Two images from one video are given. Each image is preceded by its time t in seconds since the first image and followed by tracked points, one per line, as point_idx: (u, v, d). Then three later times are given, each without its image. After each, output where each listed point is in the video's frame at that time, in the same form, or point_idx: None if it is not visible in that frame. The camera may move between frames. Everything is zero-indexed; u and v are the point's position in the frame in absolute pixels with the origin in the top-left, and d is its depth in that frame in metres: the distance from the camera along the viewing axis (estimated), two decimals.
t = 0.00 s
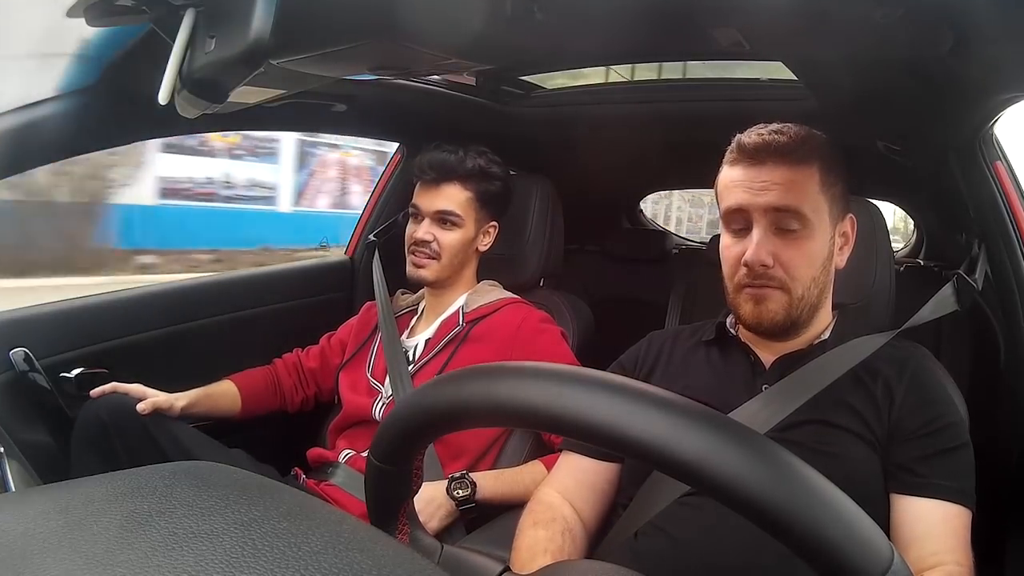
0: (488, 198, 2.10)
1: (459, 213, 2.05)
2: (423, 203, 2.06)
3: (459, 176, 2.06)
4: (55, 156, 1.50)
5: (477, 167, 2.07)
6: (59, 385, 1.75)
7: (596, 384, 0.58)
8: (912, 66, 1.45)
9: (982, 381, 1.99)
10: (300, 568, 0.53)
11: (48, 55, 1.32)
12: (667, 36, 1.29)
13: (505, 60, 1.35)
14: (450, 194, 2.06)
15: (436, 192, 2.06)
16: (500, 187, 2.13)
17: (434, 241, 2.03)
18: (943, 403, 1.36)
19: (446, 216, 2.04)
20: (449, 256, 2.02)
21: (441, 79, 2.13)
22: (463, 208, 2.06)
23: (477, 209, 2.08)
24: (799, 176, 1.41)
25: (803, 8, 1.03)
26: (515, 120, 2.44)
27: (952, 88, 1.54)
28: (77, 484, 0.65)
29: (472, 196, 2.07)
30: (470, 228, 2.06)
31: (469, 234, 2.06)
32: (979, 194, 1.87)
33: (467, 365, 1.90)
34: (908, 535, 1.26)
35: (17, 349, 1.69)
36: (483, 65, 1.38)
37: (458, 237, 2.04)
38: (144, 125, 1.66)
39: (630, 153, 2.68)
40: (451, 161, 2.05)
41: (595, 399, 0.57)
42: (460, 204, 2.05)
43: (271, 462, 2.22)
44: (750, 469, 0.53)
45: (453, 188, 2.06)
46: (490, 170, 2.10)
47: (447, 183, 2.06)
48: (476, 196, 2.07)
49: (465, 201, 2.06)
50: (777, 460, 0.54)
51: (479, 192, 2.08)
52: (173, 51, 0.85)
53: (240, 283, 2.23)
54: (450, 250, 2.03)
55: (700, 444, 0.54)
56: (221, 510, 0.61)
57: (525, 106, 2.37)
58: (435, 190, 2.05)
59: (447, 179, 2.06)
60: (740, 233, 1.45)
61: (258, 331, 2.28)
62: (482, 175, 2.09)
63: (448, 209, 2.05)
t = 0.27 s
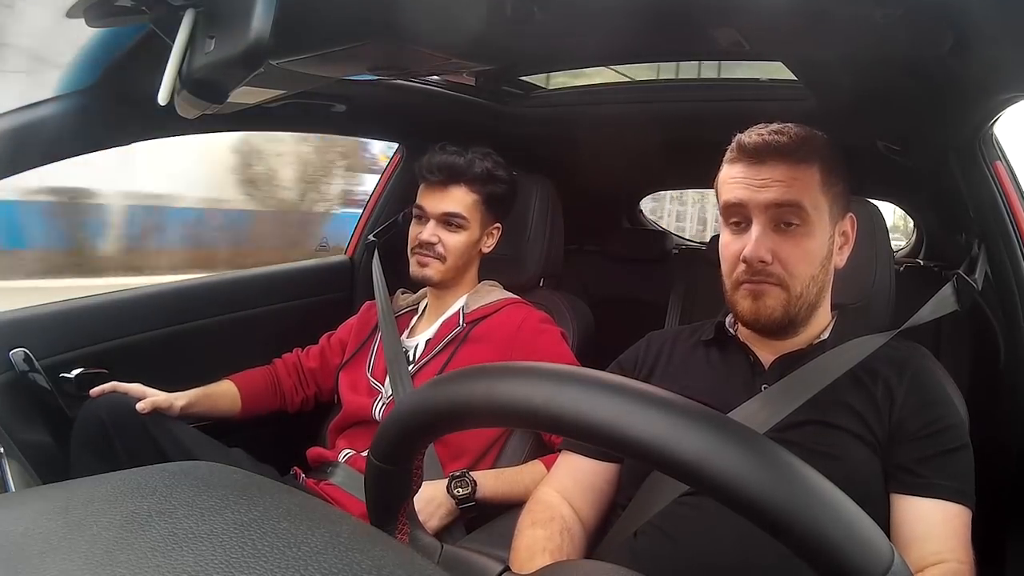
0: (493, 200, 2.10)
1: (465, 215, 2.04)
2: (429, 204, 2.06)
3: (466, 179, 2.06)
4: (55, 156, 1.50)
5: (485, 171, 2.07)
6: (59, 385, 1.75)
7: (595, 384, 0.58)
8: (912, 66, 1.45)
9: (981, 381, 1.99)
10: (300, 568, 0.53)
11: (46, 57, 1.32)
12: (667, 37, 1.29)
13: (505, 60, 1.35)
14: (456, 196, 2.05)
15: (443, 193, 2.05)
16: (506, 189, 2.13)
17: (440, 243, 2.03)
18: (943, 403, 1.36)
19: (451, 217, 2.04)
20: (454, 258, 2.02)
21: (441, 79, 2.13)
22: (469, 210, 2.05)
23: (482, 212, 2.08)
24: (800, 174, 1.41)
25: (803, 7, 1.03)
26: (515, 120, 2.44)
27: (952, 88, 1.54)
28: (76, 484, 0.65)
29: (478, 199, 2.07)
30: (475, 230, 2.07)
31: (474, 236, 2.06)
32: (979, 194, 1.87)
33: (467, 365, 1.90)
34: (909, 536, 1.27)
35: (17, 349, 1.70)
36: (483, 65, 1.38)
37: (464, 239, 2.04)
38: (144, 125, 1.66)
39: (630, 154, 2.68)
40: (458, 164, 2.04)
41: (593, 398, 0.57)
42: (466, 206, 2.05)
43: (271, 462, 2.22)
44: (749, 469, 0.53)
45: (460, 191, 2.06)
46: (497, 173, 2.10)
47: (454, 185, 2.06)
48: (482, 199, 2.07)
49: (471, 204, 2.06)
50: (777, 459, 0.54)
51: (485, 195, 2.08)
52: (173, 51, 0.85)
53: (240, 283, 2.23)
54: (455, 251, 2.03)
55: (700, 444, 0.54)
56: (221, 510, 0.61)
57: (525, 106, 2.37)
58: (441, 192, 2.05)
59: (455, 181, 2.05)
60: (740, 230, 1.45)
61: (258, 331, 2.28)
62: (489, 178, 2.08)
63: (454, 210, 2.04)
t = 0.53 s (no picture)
0: (486, 194, 2.11)
1: (457, 207, 2.05)
2: (421, 198, 2.07)
3: (456, 171, 2.07)
4: (56, 156, 1.50)
5: (475, 163, 2.08)
6: (59, 385, 1.75)
7: (595, 383, 0.58)
8: (912, 66, 1.45)
9: (982, 382, 2.00)
10: (300, 568, 0.53)
11: (47, 56, 1.32)
12: (667, 36, 1.29)
13: (505, 60, 1.35)
14: (447, 187, 2.07)
15: (433, 186, 2.07)
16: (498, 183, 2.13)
17: (433, 235, 2.03)
18: (945, 405, 1.36)
19: (443, 210, 2.05)
20: (447, 250, 2.03)
21: (441, 79, 2.13)
22: (460, 202, 2.06)
23: (474, 204, 2.08)
24: (806, 168, 1.41)
25: (803, 7, 1.03)
26: (515, 120, 2.43)
27: (953, 88, 1.54)
28: (77, 485, 0.65)
29: (469, 191, 2.07)
30: (468, 223, 2.07)
31: (467, 229, 2.06)
32: (979, 194, 1.87)
33: (467, 363, 1.90)
34: (914, 538, 1.27)
35: (17, 348, 1.70)
36: (483, 65, 1.38)
37: (457, 231, 2.05)
38: (144, 124, 1.66)
39: (630, 154, 2.68)
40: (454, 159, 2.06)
41: (594, 398, 0.57)
42: (457, 198, 2.06)
43: (271, 462, 2.22)
44: (750, 469, 0.53)
45: (450, 183, 2.07)
46: (488, 167, 2.10)
47: (445, 178, 2.08)
48: (474, 191, 2.08)
49: (462, 195, 2.06)
50: (777, 460, 0.54)
51: (477, 187, 2.08)
52: (173, 51, 0.85)
53: (240, 282, 2.23)
54: (447, 244, 2.03)
55: (700, 444, 0.54)
56: (221, 510, 0.61)
57: (526, 106, 2.37)
58: (431, 185, 2.07)
59: (446, 173, 2.07)
60: (745, 223, 1.45)
61: (258, 331, 2.28)
62: (480, 171, 2.09)
63: (446, 203, 2.05)
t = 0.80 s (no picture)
0: (491, 195, 2.11)
1: (464, 208, 2.05)
2: (427, 199, 2.07)
3: (462, 173, 2.07)
4: (56, 156, 1.50)
5: (481, 165, 2.08)
6: (59, 385, 1.75)
7: (596, 383, 0.58)
8: (913, 66, 1.45)
9: (982, 382, 1.99)
10: (299, 568, 0.53)
11: (47, 57, 1.32)
12: (667, 37, 1.29)
13: (505, 60, 1.35)
14: (452, 189, 2.07)
15: (439, 188, 2.07)
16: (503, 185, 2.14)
17: (439, 236, 2.04)
18: (945, 405, 1.36)
19: (449, 211, 2.05)
20: (454, 251, 2.03)
21: (441, 79, 2.13)
22: (466, 203, 2.06)
23: (479, 206, 2.08)
24: (809, 166, 1.41)
25: (804, 7, 1.03)
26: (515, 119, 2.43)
27: (953, 88, 1.54)
28: (77, 484, 0.65)
29: (475, 193, 2.07)
30: (474, 225, 2.07)
31: (473, 230, 2.07)
32: (979, 194, 1.87)
33: (467, 361, 1.89)
34: (913, 537, 1.26)
35: (17, 348, 1.70)
36: (484, 65, 1.38)
37: (463, 232, 2.05)
38: (144, 125, 1.66)
39: (630, 154, 2.68)
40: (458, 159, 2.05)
41: (594, 397, 0.57)
42: (464, 200, 2.06)
43: (270, 462, 2.22)
44: (750, 468, 0.53)
45: (457, 185, 2.07)
46: (493, 170, 2.11)
47: (451, 179, 2.08)
48: (480, 193, 2.08)
49: (468, 197, 2.06)
50: (777, 459, 0.54)
51: (482, 189, 2.08)
52: (173, 51, 0.85)
53: (240, 282, 2.23)
54: (454, 246, 2.03)
55: (700, 444, 0.54)
56: (221, 510, 0.61)
57: (526, 106, 2.37)
58: (439, 187, 2.07)
59: (452, 175, 2.07)
60: (748, 220, 1.45)
61: (259, 331, 2.28)
62: (485, 173, 2.09)
63: (452, 204, 2.05)
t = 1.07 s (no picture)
0: (490, 196, 2.11)
1: (464, 211, 2.05)
2: (427, 202, 2.07)
3: (462, 175, 2.07)
4: (56, 156, 1.50)
5: (480, 167, 2.08)
6: (59, 385, 1.75)
7: (597, 384, 0.58)
8: (913, 66, 1.45)
9: (981, 382, 2.00)
10: (299, 568, 0.53)
11: (47, 57, 1.32)
12: (667, 37, 1.29)
13: (505, 60, 1.35)
14: (452, 192, 2.06)
15: (440, 191, 2.07)
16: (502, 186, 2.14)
17: (440, 239, 2.03)
18: (947, 405, 1.36)
19: (451, 214, 2.05)
20: (455, 254, 2.03)
21: (441, 79, 2.13)
22: (466, 205, 2.06)
23: (479, 207, 2.08)
24: (815, 167, 1.41)
25: (803, 8, 1.03)
26: (515, 119, 2.43)
27: (953, 88, 1.54)
28: (77, 485, 0.65)
29: (474, 195, 2.07)
30: (474, 227, 2.07)
31: (473, 231, 2.07)
32: (979, 194, 1.87)
33: (466, 361, 1.89)
34: (914, 538, 1.27)
35: (17, 349, 1.70)
36: (484, 65, 1.38)
37: (463, 235, 2.05)
38: (145, 124, 1.66)
39: (630, 154, 2.68)
40: (455, 161, 2.05)
41: (595, 398, 0.57)
42: (463, 202, 2.06)
43: (270, 462, 2.22)
44: (750, 469, 0.53)
45: (456, 188, 2.06)
46: (492, 170, 2.11)
47: (450, 181, 2.07)
48: (479, 194, 2.08)
49: (468, 199, 2.06)
50: (777, 460, 0.54)
51: (482, 190, 2.08)
52: (173, 51, 0.85)
53: (240, 282, 2.23)
54: (456, 248, 2.03)
55: (700, 444, 0.54)
56: (221, 510, 0.61)
57: (526, 106, 2.37)
58: (438, 190, 2.06)
59: (451, 177, 2.07)
60: (753, 220, 1.45)
61: (258, 331, 2.28)
62: (484, 174, 2.09)
63: (452, 206, 2.05)
